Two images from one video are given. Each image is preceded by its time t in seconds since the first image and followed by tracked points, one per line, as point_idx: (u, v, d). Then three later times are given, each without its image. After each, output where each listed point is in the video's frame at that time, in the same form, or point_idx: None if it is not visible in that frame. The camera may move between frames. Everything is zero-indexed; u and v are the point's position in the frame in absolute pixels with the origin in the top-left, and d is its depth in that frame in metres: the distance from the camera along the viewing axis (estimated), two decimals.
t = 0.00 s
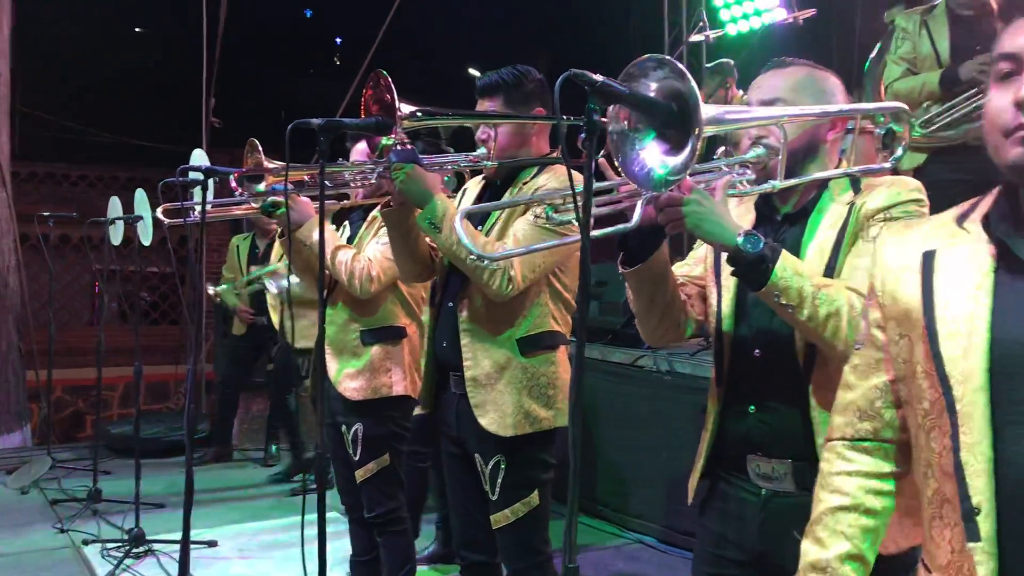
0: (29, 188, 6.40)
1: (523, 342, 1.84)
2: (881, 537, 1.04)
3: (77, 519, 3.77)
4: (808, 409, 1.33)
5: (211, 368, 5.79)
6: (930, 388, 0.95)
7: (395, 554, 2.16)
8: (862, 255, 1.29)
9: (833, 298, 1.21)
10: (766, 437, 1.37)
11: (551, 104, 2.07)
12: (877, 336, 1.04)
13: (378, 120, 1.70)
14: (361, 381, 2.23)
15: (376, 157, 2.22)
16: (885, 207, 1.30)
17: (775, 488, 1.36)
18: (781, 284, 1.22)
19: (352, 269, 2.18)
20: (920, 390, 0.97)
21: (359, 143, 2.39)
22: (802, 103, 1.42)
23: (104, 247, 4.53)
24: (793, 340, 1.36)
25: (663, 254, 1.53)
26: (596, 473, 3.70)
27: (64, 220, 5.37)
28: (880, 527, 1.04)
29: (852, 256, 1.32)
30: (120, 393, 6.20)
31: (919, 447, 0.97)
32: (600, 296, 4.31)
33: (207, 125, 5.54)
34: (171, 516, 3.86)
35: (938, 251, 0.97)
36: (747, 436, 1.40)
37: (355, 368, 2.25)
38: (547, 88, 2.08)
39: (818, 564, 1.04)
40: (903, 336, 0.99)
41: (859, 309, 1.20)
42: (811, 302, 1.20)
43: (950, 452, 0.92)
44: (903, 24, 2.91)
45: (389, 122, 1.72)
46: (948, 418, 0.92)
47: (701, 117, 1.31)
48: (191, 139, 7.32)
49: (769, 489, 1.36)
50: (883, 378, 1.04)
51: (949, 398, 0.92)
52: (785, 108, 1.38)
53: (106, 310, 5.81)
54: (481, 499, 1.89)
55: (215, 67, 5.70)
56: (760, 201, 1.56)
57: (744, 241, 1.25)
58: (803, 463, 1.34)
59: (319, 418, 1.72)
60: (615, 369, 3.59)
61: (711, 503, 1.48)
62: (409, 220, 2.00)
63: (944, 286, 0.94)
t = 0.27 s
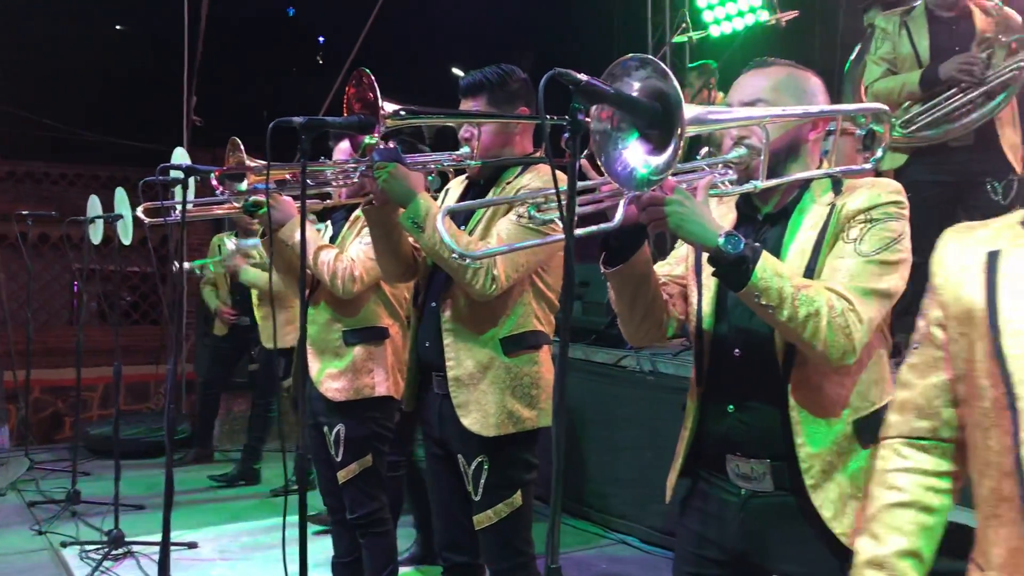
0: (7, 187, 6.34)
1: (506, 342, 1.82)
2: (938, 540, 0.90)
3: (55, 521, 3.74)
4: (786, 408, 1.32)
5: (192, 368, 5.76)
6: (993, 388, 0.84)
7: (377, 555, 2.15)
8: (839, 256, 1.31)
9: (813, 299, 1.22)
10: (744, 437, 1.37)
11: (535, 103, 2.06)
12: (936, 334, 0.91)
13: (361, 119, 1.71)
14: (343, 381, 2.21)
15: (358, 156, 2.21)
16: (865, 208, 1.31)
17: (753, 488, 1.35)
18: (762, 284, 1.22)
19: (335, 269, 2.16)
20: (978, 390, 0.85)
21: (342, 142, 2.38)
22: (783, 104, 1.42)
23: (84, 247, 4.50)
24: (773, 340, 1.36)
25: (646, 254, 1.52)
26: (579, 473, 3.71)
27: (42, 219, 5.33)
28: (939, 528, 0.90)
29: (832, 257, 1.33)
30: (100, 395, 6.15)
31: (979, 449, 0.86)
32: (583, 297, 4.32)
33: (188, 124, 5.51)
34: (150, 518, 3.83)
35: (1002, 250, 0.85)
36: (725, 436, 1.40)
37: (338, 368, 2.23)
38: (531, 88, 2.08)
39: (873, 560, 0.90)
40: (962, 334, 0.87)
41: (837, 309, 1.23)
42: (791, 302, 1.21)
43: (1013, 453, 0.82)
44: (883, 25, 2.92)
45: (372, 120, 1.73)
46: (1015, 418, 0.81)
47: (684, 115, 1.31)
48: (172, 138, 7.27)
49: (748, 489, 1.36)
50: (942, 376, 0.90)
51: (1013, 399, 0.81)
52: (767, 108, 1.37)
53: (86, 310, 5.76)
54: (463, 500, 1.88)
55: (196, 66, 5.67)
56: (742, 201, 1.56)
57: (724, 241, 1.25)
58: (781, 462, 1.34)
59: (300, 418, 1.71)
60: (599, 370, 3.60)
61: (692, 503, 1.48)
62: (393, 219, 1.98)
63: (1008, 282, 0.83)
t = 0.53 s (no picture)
0: None
1: (488, 340, 1.83)
2: None
3: (31, 522, 3.71)
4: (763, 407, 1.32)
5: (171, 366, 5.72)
6: None
7: (359, 554, 2.15)
8: (816, 255, 1.32)
9: (789, 297, 1.23)
10: (722, 436, 1.37)
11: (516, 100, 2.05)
12: None
13: (342, 115, 1.69)
14: (323, 380, 2.20)
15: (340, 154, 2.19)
16: (841, 207, 1.33)
17: (733, 485, 1.36)
18: (739, 283, 1.22)
19: (317, 268, 2.15)
20: None
21: (323, 140, 2.37)
22: (761, 102, 1.43)
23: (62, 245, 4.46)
24: (750, 339, 1.36)
25: (624, 253, 1.52)
26: (560, 470, 3.71)
27: (19, 217, 5.29)
28: None
29: (808, 255, 1.34)
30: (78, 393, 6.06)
31: None
32: (566, 296, 4.32)
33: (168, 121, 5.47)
34: (129, 518, 3.80)
35: None
36: (705, 434, 1.40)
37: (319, 366, 2.22)
38: (513, 86, 2.08)
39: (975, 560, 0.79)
40: None
41: (814, 307, 1.23)
42: (768, 301, 1.21)
43: None
44: (861, 29, 2.91)
45: (353, 118, 1.71)
46: None
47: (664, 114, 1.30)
48: (152, 135, 7.21)
49: (728, 487, 1.37)
50: None
51: None
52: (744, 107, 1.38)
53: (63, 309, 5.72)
54: (444, 498, 1.88)
55: (176, 63, 5.63)
56: (720, 200, 1.56)
57: (702, 240, 1.26)
58: (760, 460, 1.34)
59: (282, 417, 1.70)
60: (580, 368, 3.60)
61: (673, 502, 1.48)
62: (374, 217, 1.98)
63: None
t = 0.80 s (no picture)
0: None
1: (480, 339, 1.82)
2: None
3: (20, 522, 3.69)
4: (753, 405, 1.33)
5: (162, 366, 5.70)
6: None
7: (351, 552, 2.15)
8: (805, 254, 1.33)
9: (779, 296, 1.23)
10: (714, 434, 1.38)
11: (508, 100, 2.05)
12: None
13: (334, 114, 1.69)
14: (315, 380, 2.20)
15: (332, 153, 2.19)
16: (830, 206, 1.33)
17: (723, 485, 1.38)
18: (729, 282, 1.22)
19: (309, 268, 2.15)
20: None
21: (316, 140, 2.36)
22: (750, 103, 1.43)
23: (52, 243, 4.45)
24: (740, 338, 1.37)
25: (613, 252, 1.53)
26: (552, 469, 3.72)
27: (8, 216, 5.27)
28: None
29: (797, 255, 1.35)
30: (69, 393, 6.13)
31: None
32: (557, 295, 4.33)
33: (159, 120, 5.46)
34: (119, 518, 3.79)
35: None
36: (696, 434, 1.41)
37: (310, 366, 2.22)
38: (506, 86, 2.08)
39: None
40: None
41: (803, 306, 1.24)
42: (759, 300, 1.22)
43: None
44: (852, 30, 2.93)
45: (345, 117, 1.71)
46: None
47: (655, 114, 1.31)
48: (142, 133, 7.18)
49: (718, 486, 1.38)
50: None
51: None
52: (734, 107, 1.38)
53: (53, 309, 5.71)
54: (437, 498, 1.89)
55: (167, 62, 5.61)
56: (711, 200, 1.57)
57: (692, 239, 1.25)
58: (750, 458, 1.35)
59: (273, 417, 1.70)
60: (571, 368, 3.61)
61: (664, 500, 1.49)
62: (365, 217, 1.97)
63: None
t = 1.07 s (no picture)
0: None
1: (480, 340, 1.83)
2: None
3: (19, 522, 3.69)
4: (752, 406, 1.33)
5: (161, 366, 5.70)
6: None
7: (350, 552, 2.16)
8: (805, 256, 1.33)
9: (780, 298, 1.24)
10: (713, 431, 1.38)
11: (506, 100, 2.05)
12: None
13: (333, 115, 1.69)
14: (315, 379, 2.20)
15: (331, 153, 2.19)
16: (831, 207, 1.34)
17: (721, 484, 1.38)
18: (731, 284, 1.22)
19: (309, 267, 2.15)
20: None
21: (314, 140, 2.36)
22: (750, 103, 1.43)
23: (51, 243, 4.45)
24: (740, 337, 1.37)
25: (614, 252, 1.53)
26: (551, 469, 3.72)
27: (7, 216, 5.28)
28: None
29: (797, 256, 1.35)
30: (68, 392, 6.12)
31: None
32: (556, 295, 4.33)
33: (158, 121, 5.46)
34: (118, 518, 3.79)
35: None
36: (694, 433, 1.41)
37: (310, 366, 2.22)
38: (504, 85, 2.08)
39: None
40: None
41: (805, 308, 1.24)
42: (760, 302, 1.22)
43: None
44: (850, 30, 2.94)
45: (344, 116, 1.70)
46: None
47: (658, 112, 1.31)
48: (140, 133, 7.17)
49: (716, 485, 1.39)
50: None
51: None
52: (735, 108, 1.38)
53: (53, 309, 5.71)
54: (436, 498, 1.89)
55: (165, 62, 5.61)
56: (710, 201, 1.57)
57: (694, 241, 1.25)
58: (749, 458, 1.35)
59: (273, 416, 1.71)
60: (570, 367, 3.61)
61: (662, 500, 1.50)
62: (366, 217, 1.97)
63: None
